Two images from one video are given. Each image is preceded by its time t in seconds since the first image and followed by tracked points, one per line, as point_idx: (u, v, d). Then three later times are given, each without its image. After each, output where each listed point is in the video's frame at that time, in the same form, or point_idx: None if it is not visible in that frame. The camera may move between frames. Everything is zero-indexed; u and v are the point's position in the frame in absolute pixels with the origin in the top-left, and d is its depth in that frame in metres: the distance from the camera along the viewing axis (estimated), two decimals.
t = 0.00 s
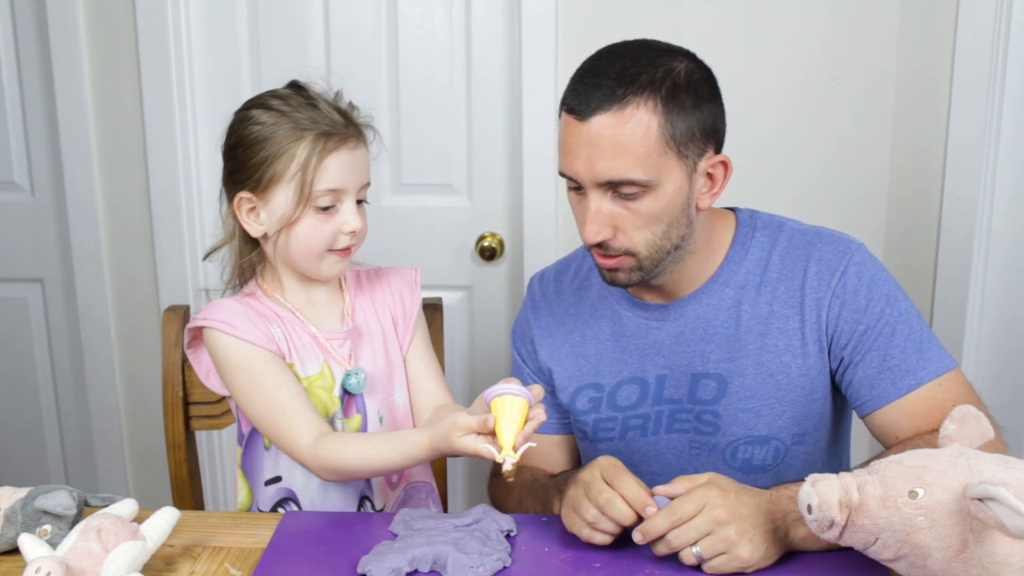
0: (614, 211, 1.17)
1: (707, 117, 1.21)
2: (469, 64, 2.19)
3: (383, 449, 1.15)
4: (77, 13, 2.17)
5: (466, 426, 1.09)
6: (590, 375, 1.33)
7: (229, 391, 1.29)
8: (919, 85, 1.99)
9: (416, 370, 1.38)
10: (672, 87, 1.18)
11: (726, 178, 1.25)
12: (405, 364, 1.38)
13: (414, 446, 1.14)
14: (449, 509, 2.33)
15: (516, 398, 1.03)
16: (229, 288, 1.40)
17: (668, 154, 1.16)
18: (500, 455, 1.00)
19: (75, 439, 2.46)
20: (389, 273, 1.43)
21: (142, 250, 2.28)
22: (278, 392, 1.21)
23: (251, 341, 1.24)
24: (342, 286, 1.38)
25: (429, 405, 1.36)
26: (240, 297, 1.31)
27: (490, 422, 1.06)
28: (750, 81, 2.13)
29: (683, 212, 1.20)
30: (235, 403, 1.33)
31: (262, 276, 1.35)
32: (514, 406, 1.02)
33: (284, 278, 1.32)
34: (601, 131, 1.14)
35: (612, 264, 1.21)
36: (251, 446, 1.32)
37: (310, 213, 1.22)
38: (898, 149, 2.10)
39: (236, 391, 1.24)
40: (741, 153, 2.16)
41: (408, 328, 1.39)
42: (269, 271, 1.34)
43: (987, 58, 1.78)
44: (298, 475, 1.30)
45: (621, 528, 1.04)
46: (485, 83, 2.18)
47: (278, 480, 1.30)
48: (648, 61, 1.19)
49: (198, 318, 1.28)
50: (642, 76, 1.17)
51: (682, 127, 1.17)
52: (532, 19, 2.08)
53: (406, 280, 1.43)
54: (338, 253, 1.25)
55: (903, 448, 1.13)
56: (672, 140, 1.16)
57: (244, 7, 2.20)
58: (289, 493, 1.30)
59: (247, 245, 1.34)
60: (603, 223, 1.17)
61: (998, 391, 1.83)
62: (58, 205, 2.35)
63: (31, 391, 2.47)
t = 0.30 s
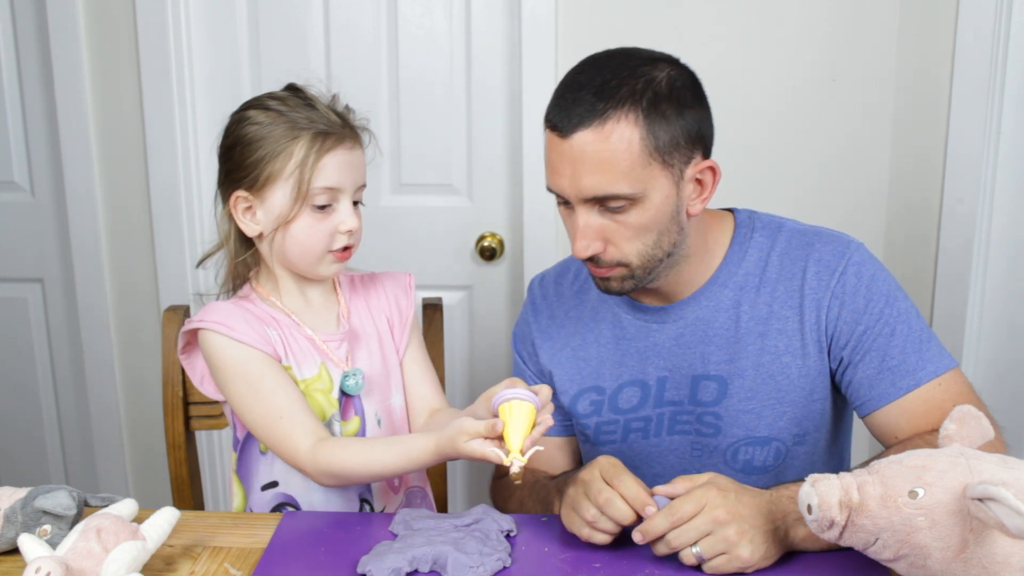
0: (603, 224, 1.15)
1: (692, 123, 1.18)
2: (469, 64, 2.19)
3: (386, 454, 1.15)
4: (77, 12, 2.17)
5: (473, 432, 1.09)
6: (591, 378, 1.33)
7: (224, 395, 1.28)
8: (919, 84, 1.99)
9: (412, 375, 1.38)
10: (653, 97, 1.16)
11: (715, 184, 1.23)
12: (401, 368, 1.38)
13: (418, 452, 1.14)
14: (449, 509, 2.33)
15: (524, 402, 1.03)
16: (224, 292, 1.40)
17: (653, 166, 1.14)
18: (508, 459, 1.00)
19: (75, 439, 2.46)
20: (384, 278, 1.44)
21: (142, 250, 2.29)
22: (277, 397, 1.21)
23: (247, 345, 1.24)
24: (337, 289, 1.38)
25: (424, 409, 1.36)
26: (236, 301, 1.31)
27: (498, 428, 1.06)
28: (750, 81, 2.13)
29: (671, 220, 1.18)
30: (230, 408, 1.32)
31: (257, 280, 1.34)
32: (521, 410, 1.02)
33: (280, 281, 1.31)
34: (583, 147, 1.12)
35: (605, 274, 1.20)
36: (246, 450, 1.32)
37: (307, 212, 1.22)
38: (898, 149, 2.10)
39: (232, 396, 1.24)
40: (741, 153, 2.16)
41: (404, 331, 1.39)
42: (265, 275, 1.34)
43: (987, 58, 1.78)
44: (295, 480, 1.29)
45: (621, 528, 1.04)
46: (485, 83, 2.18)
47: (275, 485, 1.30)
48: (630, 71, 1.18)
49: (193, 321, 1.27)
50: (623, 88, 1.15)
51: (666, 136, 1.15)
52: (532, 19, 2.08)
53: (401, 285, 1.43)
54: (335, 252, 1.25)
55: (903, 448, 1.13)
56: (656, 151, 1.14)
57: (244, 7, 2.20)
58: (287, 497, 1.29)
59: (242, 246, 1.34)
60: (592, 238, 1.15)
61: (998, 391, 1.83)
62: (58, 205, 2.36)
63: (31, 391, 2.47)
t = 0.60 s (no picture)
0: (576, 272, 1.14)
1: (637, 154, 1.16)
2: (469, 64, 2.19)
3: (379, 455, 1.15)
4: (77, 12, 2.17)
5: (465, 436, 1.08)
6: (586, 390, 1.33)
7: (214, 394, 1.28)
8: (919, 85, 1.99)
9: (403, 379, 1.38)
10: (593, 141, 1.14)
11: (676, 203, 1.21)
12: (393, 371, 1.38)
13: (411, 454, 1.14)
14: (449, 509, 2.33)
15: (514, 405, 1.04)
16: (219, 287, 1.40)
17: (608, 208, 1.12)
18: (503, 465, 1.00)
19: (75, 439, 2.47)
20: (379, 280, 1.43)
21: (142, 250, 2.29)
22: (269, 399, 1.21)
23: (239, 345, 1.24)
24: (330, 289, 1.38)
25: (415, 412, 1.36)
26: (229, 300, 1.30)
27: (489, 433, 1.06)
28: (750, 81, 2.13)
29: (640, 252, 1.17)
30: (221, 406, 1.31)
31: (251, 278, 1.34)
32: (511, 414, 1.02)
33: (273, 280, 1.31)
34: (538, 205, 1.10)
35: (589, 315, 1.19)
36: (235, 449, 1.32)
37: (300, 214, 1.22)
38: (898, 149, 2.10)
39: (223, 396, 1.23)
40: (741, 153, 2.16)
41: (396, 335, 1.39)
42: (258, 274, 1.34)
43: (987, 58, 1.77)
44: (282, 480, 1.29)
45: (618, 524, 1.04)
46: (485, 83, 2.18)
47: (261, 485, 1.30)
48: (565, 119, 1.16)
49: (185, 319, 1.27)
50: (561, 139, 1.13)
51: (615, 175, 1.13)
52: (532, 19, 2.08)
53: (395, 287, 1.43)
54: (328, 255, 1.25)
55: (895, 448, 1.13)
56: (608, 192, 1.12)
57: (244, 7, 2.20)
58: (273, 498, 1.29)
59: (236, 244, 1.34)
60: (567, 288, 1.14)
61: (997, 390, 1.82)
62: (58, 205, 2.36)
63: (30, 391, 2.47)
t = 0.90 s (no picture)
0: (563, 279, 1.14)
1: (623, 160, 1.16)
2: (469, 64, 2.19)
3: (362, 454, 1.15)
4: (77, 12, 2.17)
5: (448, 433, 1.09)
6: (578, 393, 1.33)
7: (202, 395, 1.28)
8: (919, 85, 1.99)
9: (392, 379, 1.38)
10: (578, 147, 1.14)
11: (663, 210, 1.21)
12: (381, 371, 1.38)
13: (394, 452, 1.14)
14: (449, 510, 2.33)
15: (497, 403, 1.03)
16: (209, 287, 1.40)
17: (595, 214, 1.12)
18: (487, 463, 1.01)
19: (75, 439, 2.47)
20: (368, 280, 1.42)
21: (142, 249, 2.29)
22: (256, 399, 1.21)
23: (225, 346, 1.24)
24: (318, 289, 1.37)
25: (404, 411, 1.36)
26: (217, 300, 1.30)
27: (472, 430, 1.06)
28: (751, 81, 2.13)
29: (627, 258, 1.17)
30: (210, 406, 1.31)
31: (239, 278, 1.34)
32: (495, 412, 1.02)
33: (260, 281, 1.31)
34: (523, 213, 1.10)
35: (575, 321, 1.19)
36: (224, 448, 1.32)
37: (287, 217, 1.22)
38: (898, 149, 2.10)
39: (210, 396, 1.24)
40: (741, 153, 2.16)
41: (385, 335, 1.39)
42: (246, 274, 1.33)
43: (987, 58, 1.76)
44: (271, 479, 1.29)
45: (619, 524, 1.04)
46: (485, 83, 2.18)
47: (251, 484, 1.30)
48: (550, 126, 1.15)
49: (172, 319, 1.27)
50: (546, 146, 1.13)
51: (600, 181, 1.13)
52: (532, 19, 2.08)
53: (384, 287, 1.42)
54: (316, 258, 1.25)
55: (891, 448, 1.13)
56: (594, 198, 1.12)
57: (244, 7, 2.20)
58: (263, 497, 1.29)
59: (224, 246, 1.33)
60: (554, 294, 1.14)
61: (997, 390, 1.83)
62: (58, 205, 2.36)
63: (30, 391, 2.47)
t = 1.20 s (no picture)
0: (557, 276, 1.14)
1: (620, 159, 1.16)
2: (469, 64, 2.19)
3: (360, 453, 1.15)
4: (77, 12, 2.17)
5: (447, 432, 1.09)
6: (574, 396, 1.33)
7: (202, 395, 1.28)
8: (919, 85, 1.99)
9: (393, 376, 1.37)
10: (575, 145, 1.14)
11: (659, 210, 1.21)
12: (382, 369, 1.38)
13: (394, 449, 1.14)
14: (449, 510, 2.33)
15: (496, 403, 1.03)
16: (206, 288, 1.39)
17: (590, 212, 1.12)
18: (486, 462, 1.00)
19: (75, 438, 2.47)
20: (365, 276, 1.43)
21: (142, 249, 2.29)
22: (255, 399, 1.21)
23: (224, 346, 1.24)
24: (317, 288, 1.37)
25: (405, 408, 1.36)
26: (215, 300, 1.30)
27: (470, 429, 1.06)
28: (751, 81, 2.13)
29: (621, 258, 1.17)
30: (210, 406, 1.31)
31: (236, 278, 1.34)
32: (494, 411, 1.02)
33: (257, 281, 1.31)
34: (518, 212, 1.10)
35: (568, 322, 1.19)
36: (224, 448, 1.32)
37: (282, 218, 1.22)
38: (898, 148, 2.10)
39: (210, 395, 1.24)
40: (741, 153, 2.16)
41: (384, 333, 1.39)
42: (243, 274, 1.33)
43: (987, 58, 1.76)
44: (272, 479, 1.29)
45: (619, 524, 1.04)
46: (485, 83, 2.18)
47: (251, 484, 1.30)
48: (546, 125, 1.15)
49: (171, 319, 1.27)
50: (543, 143, 1.13)
51: (597, 180, 1.13)
52: (532, 19, 2.08)
53: (383, 283, 1.42)
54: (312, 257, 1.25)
55: (891, 448, 1.13)
56: (590, 196, 1.12)
57: (244, 7, 2.20)
58: (263, 497, 1.30)
59: (220, 247, 1.34)
60: (548, 292, 1.14)
61: (997, 389, 1.83)
62: (58, 205, 2.36)
63: (30, 391, 2.47)
